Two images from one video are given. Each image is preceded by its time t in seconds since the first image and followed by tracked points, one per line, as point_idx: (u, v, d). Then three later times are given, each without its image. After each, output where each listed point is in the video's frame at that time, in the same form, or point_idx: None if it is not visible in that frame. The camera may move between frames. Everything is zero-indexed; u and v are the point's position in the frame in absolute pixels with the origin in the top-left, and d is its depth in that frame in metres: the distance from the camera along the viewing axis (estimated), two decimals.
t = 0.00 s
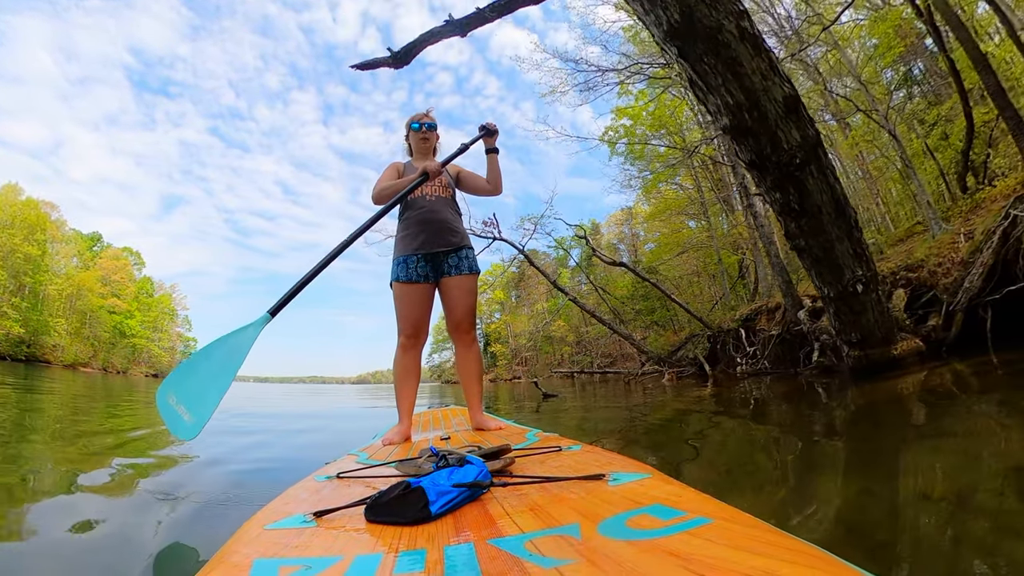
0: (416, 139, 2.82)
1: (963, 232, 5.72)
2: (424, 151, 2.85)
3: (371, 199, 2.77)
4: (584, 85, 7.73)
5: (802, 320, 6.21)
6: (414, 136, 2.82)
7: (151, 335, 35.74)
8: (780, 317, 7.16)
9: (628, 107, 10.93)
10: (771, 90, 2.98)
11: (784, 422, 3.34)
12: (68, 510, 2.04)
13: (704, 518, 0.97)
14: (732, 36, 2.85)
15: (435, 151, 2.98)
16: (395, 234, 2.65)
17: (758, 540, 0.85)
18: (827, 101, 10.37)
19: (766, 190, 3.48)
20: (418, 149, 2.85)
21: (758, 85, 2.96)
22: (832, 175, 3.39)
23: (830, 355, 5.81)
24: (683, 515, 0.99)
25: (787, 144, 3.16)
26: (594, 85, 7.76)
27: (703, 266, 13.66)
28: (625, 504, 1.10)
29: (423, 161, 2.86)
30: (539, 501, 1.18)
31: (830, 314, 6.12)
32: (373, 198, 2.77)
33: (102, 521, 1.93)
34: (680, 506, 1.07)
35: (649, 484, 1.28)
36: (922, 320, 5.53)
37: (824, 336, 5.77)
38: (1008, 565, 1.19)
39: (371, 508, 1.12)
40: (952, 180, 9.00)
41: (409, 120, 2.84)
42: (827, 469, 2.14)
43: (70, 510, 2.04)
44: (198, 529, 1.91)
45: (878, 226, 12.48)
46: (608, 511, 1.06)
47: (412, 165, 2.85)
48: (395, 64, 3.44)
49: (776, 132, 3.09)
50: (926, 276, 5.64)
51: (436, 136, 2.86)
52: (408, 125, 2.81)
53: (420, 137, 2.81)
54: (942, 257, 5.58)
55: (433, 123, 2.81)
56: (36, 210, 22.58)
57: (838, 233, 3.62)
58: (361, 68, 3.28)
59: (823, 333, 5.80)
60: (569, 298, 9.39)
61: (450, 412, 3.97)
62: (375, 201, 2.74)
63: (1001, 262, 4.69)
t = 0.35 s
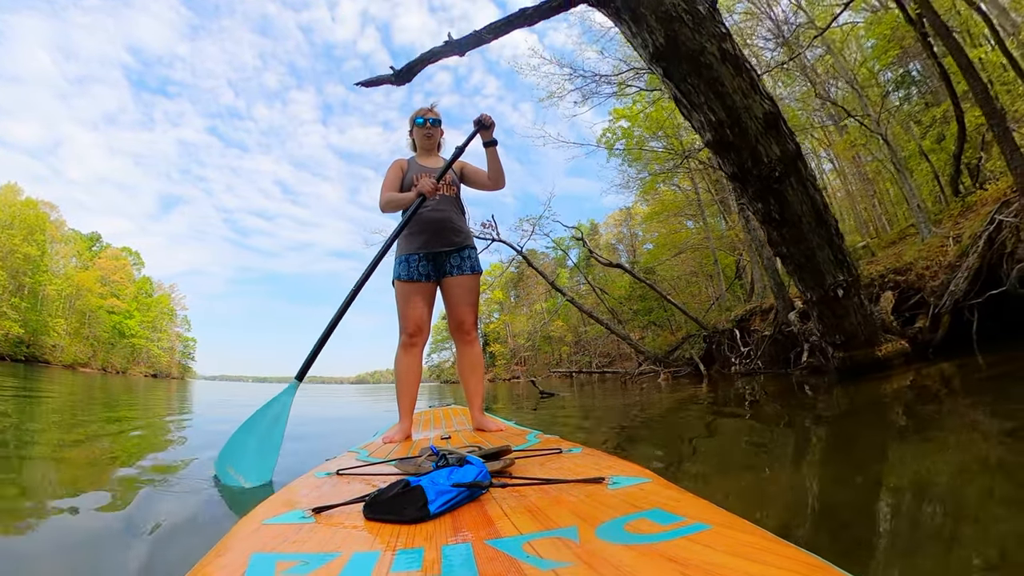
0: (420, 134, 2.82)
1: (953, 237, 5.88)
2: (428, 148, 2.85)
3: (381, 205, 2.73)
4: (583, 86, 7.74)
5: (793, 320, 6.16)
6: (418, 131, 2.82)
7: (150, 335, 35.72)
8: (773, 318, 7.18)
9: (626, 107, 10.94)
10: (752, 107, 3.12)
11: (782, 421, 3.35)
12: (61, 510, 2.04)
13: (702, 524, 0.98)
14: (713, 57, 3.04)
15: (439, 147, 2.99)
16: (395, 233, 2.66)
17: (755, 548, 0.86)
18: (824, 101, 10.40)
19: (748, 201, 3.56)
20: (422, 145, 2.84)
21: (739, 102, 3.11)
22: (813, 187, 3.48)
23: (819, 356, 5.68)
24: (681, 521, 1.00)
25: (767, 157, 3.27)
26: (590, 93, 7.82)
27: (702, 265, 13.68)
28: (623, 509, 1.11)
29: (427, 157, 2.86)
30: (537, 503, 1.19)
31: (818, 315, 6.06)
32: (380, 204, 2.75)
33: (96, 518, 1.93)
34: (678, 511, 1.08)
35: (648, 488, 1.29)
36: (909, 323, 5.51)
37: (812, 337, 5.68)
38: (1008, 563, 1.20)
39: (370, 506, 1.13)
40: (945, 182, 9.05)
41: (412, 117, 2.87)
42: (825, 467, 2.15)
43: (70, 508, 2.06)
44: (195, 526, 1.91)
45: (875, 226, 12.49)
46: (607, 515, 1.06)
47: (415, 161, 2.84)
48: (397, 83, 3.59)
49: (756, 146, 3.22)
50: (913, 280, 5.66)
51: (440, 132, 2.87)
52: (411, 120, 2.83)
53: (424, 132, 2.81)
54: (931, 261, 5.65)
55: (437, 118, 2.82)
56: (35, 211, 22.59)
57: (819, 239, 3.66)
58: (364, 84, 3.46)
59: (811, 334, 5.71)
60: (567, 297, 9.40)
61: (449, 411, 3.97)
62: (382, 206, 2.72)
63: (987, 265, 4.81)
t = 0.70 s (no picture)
0: (422, 134, 2.82)
1: (941, 241, 6.09)
2: (430, 147, 2.86)
3: (381, 211, 2.72)
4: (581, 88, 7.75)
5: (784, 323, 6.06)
6: (421, 130, 2.82)
7: (150, 335, 35.72)
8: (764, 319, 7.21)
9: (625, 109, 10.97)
10: (733, 124, 3.26)
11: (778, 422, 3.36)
12: (59, 510, 2.06)
13: (696, 530, 0.99)
14: (695, 77, 3.18)
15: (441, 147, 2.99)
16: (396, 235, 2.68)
17: (748, 555, 0.86)
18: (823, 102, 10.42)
19: (732, 211, 3.69)
20: (425, 145, 2.85)
21: (721, 119, 3.26)
22: (793, 198, 3.60)
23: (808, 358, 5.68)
24: (675, 527, 1.01)
25: (748, 171, 3.40)
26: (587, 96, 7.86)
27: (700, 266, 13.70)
28: (619, 514, 1.11)
29: (429, 157, 2.86)
30: (532, 507, 1.20)
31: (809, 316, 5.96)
32: (382, 210, 2.74)
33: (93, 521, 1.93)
34: (673, 517, 1.09)
35: (643, 494, 1.29)
36: (897, 326, 5.64)
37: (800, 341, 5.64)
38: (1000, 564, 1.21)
39: (364, 506, 1.14)
40: (941, 184, 9.09)
41: (415, 116, 2.86)
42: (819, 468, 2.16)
43: (68, 508, 2.07)
44: (191, 526, 1.92)
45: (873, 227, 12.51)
46: (601, 520, 1.07)
47: (417, 160, 2.85)
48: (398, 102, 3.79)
49: (737, 160, 3.35)
50: (901, 283, 5.79)
51: (443, 131, 2.87)
52: (414, 120, 2.82)
53: (426, 132, 2.81)
54: (920, 265, 5.86)
55: (439, 118, 2.82)
56: (34, 211, 22.61)
57: (800, 246, 3.75)
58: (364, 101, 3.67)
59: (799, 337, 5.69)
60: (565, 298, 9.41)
61: (445, 412, 3.98)
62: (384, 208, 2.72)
63: (973, 269, 4.98)
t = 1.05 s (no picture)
0: (423, 132, 2.82)
1: (927, 245, 6.07)
2: (430, 146, 2.86)
3: (379, 211, 2.72)
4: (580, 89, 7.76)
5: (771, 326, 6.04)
6: (422, 129, 2.81)
7: (148, 335, 35.68)
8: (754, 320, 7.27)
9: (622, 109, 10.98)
10: (709, 140, 3.32)
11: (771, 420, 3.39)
12: (57, 510, 2.07)
13: (688, 529, 1.00)
14: (672, 98, 3.22)
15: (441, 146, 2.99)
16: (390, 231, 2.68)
17: (740, 553, 0.88)
18: (820, 103, 10.45)
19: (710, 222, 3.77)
20: (425, 143, 2.85)
21: (698, 137, 3.31)
22: (770, 208, 3.66)
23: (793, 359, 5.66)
24: (668, 525, 1.02)
25: (725, 184, 3.47)
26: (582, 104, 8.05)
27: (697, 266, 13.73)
28: (612, 512, 1.13)
29: (428, 156, 2.87)
30: (525, 505, 1.21)
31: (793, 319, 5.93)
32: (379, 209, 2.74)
33: (91, 522, 1.94)
34: (665, 515, 1.10)
35: (636, 492, 1.31)
36: (882, 328, 5.84)
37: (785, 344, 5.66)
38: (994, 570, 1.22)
39: (358, 504, 1.15)
40: (935, 186, 9.13)
41: (416, 114, 2.85)
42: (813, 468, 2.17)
43: (65, 509, 2.08)
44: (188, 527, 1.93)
45: (869, 228, 12.57)
46: (595, 518, 1.08)
47: (416, 158, 2.85)
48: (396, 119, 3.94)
49: (713, 174, 3.42)
50: (886, 286, 5.93)
51: (443, 130, 2.87)
52: (415, 118, 2.81)
53: (427, 130, 2.81)
54: (904, 268, 5.95)
55: (440, 117, 2.82)
56: (32, 210, 22.56)
57: (778, 254, 3.84)
58: (362, 117, 3.75)
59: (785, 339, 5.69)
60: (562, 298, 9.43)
61: (440, 411, 3.99)
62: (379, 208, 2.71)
63: (956, 274, 5.05)
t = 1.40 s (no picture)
0: (416, 133, 2.84)
1: (913, 249, 6.21)
2: (423, 146, 2.88)
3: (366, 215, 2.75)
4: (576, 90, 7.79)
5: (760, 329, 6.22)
6: (414, 129, 2.83)
7: (147, 335, 35.66)
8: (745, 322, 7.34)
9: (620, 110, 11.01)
10: (685, 154, 3.40)
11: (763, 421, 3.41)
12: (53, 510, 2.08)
13: (679, 527, 1.02)
14: (649, 115, 3.30)
15: (434, 147, 3.01)
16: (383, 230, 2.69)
17: (730, 550, 0.89)
18: (817, 104, 10.49)
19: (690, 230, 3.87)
20: (417, 143, 2.87)
21: (674, 151, 3.38)
22: (747, 217, 3.75)
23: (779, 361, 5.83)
24: (659, 524, 1.03)
25: (702, 195, 3.56)
26: (577, 107, 8.10)
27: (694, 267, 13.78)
28: (602, 511, 1.14)
29: (420, 157, 2.88)
30: (516, 505, 1.22)
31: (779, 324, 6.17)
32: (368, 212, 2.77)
33: (86, 522, 1.95)
34: (656, 514, 1.11)
35: (626, 491, 1.32)
36: (867, 330, 5.98)
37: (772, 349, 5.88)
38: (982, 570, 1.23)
39: (348, 506, 1.16)
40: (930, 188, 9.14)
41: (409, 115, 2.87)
42: (804, 469, 2.19)
43: (60, 509, 2.09)
44: (183, 527, 1.94)
45: (865, 230, 12.62)
46: (586, 517, 1.10)
47: (408, 159, 2.86)
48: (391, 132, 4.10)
49: (689, 186, 3.51)
50: (872, 289, 6.01)
51: (436, 131, 2.88)
52: (408, 118, 2.83)
53: (420, 131, 2.83)
54: (891, 273, 5.99)
55: (434, 117, 2.83)
56: (31, 210, 22.54)
57: (755, 262, 3.94)
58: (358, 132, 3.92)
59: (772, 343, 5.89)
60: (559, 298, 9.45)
61: (432, 411, 4.01)
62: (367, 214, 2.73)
63: (940, 278, 5.10)
